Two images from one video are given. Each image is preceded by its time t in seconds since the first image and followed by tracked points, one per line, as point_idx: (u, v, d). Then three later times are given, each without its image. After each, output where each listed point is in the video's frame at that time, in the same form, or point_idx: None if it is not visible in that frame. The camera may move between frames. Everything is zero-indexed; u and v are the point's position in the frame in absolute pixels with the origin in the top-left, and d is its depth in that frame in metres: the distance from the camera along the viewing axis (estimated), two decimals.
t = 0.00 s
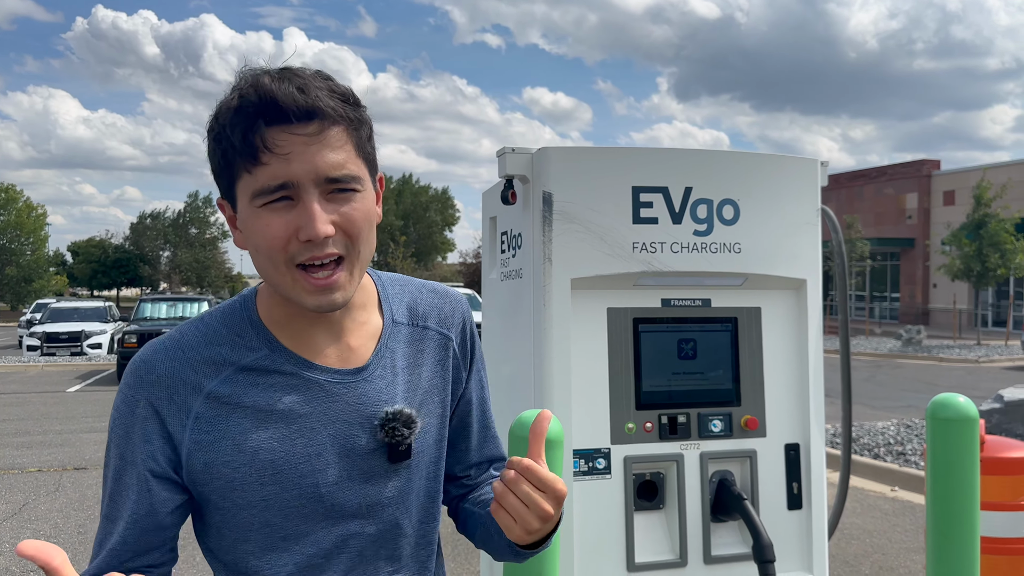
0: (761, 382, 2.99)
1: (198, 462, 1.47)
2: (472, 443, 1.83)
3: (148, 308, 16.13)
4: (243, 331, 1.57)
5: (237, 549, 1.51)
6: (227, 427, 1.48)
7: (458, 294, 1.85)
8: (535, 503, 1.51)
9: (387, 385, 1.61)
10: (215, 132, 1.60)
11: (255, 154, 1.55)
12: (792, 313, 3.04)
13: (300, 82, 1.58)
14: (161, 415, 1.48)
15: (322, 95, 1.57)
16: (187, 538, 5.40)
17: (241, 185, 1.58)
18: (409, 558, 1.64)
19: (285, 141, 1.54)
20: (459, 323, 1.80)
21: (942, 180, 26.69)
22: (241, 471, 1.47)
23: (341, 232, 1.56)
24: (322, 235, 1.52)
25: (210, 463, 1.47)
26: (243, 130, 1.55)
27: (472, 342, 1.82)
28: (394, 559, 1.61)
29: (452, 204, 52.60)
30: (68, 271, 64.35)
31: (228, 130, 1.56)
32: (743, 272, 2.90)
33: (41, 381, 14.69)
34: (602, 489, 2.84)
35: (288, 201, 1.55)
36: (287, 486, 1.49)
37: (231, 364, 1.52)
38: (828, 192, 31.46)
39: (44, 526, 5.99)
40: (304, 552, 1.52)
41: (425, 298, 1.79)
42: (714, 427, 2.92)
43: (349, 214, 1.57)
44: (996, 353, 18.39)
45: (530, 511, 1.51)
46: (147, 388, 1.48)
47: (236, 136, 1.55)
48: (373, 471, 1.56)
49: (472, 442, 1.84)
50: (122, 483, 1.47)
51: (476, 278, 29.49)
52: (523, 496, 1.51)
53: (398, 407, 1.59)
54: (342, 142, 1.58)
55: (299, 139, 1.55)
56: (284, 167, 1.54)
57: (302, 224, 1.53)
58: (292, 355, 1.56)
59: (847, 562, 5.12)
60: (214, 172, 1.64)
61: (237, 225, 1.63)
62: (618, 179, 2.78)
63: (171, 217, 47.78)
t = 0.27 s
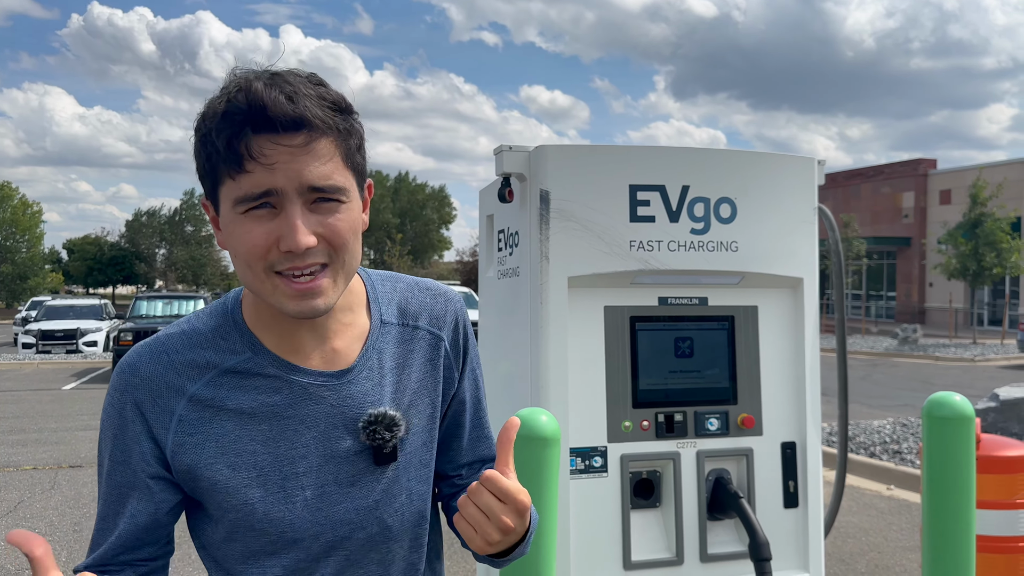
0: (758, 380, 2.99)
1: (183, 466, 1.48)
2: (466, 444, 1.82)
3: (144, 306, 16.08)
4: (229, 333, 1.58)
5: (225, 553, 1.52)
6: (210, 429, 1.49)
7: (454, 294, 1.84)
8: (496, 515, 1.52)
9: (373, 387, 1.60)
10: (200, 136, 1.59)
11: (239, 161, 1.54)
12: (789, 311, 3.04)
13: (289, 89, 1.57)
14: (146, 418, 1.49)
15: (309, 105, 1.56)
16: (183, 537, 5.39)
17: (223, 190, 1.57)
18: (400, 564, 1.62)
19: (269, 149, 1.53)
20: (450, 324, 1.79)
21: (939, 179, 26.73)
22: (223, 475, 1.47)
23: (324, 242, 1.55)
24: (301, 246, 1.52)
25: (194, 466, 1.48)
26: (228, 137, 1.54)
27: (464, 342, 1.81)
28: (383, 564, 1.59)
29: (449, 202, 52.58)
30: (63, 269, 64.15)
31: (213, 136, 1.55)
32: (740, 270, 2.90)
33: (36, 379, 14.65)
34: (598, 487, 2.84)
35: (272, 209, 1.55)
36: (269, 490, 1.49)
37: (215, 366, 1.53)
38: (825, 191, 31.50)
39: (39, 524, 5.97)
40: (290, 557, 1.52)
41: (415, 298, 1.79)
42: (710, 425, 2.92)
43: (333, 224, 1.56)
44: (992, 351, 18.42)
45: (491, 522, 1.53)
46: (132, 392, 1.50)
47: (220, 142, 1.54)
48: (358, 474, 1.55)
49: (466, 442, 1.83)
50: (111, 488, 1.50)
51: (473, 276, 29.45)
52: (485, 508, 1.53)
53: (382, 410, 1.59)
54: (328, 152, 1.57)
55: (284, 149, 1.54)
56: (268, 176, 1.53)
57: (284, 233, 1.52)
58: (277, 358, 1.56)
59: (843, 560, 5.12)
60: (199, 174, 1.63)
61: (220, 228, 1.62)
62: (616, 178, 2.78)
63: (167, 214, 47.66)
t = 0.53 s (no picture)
0: (753, 380, 2.99)
1: (183, 456, 1.47)
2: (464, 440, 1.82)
3: (140, 303, 16.05)
4: (228, 325, 1.58)
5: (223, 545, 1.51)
6: (209, 419, 1.47)
7: (446, 290, 1.85)
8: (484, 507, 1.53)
9: (371, 379, 1.60)
10: (202, 127, 1.61)
11: (237, 148, 1.55)
12: (784, 311, 3.04)
13: (287, 78, 1.59)
14: (146, 407, 1.49)
15: (306, 93, 1.57)
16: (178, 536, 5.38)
17: (224, 178, 1.58)
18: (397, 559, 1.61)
19: (267, 135, 1.55)
20: (448, 321, 1.79)
21: (935, 179, 26.79)
22: (222, 465, 1.46)
23: (322, 228, 1.56)
24: (299, 228, 1.52)
25: (193, 456, 1.47)
26: (228, 125, 1.56)
27: (462, 339, 1.82)
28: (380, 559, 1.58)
29: (445, 200, 52.54)
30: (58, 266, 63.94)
31: (213, 125, 1.56)
32: (736, 270, 2.90)
33: (31, 377, 14.61)
34: (594, 486, 2.84)
35: (270, 194, 1.56)
36: (267, 481, 1.48)
37: (215, 356, 1.53)
38: (821, 190, 31.54)
39: (34, 522, 5.95)
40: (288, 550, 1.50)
41: (413, 295, 1.79)
42: (706, 424, 2.92)
43: (330, 210, 1.57)
44: (987, 351, 18.48)
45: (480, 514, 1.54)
46: (132, 382, 1.49)
47: (220, 130, 1.56)
48: (356, 467, 1.54)
49: (464, 439, 1.83)
50: (115, 479, 1.50)
51: (469, 274, 29.43)
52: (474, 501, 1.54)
53: (380, 402, 1.59)
54: (325, 139, 1.58)
55: (282, 134, 1.55)
56: (265, 162, 1.54)
57: (282, 218, 1.53)
58: (275, 349, 1.56)
59: (838, 559, 5.14)
60: (202, 165, 1.65)
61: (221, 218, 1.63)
62: (612, 177, 2.78)
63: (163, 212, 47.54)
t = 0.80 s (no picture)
0: (748, 379, 3.00)
1: (194, 442, 1.48)
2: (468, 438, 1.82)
3: (135, 301, 16.02)
4: (242, 314, 1.57)
5: (228, 532, 1.51)
6: (222, 405, 1.48)
7: (451, 288, 1.83)
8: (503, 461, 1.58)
9: (380, 372, 1.60)
10: (221, 119, 1.62)
11: (256, 139, 1.56)
12: (779, 311, 3.05)
13: (305, 73, 1.59)
14: (160, 392, 1.49)
15: (324, 87, 1.58)
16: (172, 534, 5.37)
17: (241, 169, 1.58)
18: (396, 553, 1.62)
19: (285, 127, 1.56)
20: (456, 319, 1.78)
21: (930, 179, 26.86)
22: (234, 451, 1.47)
23: (338, 219, 1.56)
24: (314, 219, 1.52)
25: (205, 442, 1.47)
26: (246, 116, 1.56)
27: (469, 337, 1.80)
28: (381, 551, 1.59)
29: (441, 198, 52.49)
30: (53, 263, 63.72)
31: (232, 116, 1.57)
32: (731, 269, 2.91)
33: (25, 375, 14.57)
34: (589, 485, 2.85)
35: (286, 184, 1.56)
36: (277, 468, 1.49)
37: (228, 344, 1.53)
38: (816, 190, 31.60)
39: (28, 520, 5.94)
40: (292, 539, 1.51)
41: (421, 292, 1.78)
42: (701, 424, 2.93)
43: (345, 202, 1.57)
44: (982, 351, 18.54)
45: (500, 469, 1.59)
46: (146, 366, 1.49)
47: (239, 121, 1.56)
48: (363, 458, 1.56)
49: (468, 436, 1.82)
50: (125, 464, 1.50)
51: (465, 273, 29.41)
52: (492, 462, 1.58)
53: (389, 394, 1.59)
54: (340, 133, 1.59)
55: (300, 126, 1.56)
56: (283, 152, 1.55)
57: (299, 207, 1.53)
58: (288, 339, 1.56)
59: (832, 558, 5.16)
60: (219, 157, 1.65)
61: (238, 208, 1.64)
62: (608, 176, 2.78)
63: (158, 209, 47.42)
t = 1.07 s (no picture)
0: (743, 379, 3.01)
1: (214, 434, 1.49)
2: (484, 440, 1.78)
3: (130, 300, 16.00)
4: (262, 310, 1.58)
5: (247, 525, 1.51)
6: (239, 396, 1.49)
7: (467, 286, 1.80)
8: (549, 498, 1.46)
9: (395, 368, 1.59)
10: (247, 112, 1.63)
11: (280, 132, 1.57)
12: (774, 310, 3.06)
13: (331, 72, 1.60)
14: (182, 384, 1.50)
15: (349, 85, 1.59)
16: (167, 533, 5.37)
17: (265, 161, 1.59)
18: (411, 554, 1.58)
19: (309, 121, 1.56)
20: (473, 318, 1.75)
21: (925, 179, 26.95)
22: (251, 442, 1.47)
23: (357, 215, 1.56)
24: (333, 211, 1.52)
25: (223, 432, 1.48)
26: (274, 110, 1.57)
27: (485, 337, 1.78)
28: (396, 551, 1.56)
29: (437, 197, 52.48)
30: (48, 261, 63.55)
31: (260, 110, 1.58)
32: (727, 269, 2.92)
33: (20, 373, 14.54)
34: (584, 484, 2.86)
35: (307, 178, 1.56)
36: (292, 460, 1.48)
37: (247, 338, 1.54)
38: (812, 190, 31.67)
39: (23, 519, 5.93)
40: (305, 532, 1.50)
41: (437, 289, 1.75)
42: (696, 423, 2.94)
43: (365, 197, 1.57)
44: (976, 351, 18.62)
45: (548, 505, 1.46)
46: (169, 358, 1.51)
47: (266, 115, 1.57)
48: (377, 453, 1.54)
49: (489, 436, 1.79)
50: (149, 453, 1.52)
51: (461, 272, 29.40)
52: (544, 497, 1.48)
53: (403, 390, 1.57)
54: (362, 131, 1.59)
55: (325, 122, 1.57)
56: (306, 146, 1.56)
57: (319, 200, 1.53)
58: (306, 334, 1.56)
59: (827, 557, 5.17)
60: (244, 152, 1.66)
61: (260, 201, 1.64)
62: (605, 176, 2.78)
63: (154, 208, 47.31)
